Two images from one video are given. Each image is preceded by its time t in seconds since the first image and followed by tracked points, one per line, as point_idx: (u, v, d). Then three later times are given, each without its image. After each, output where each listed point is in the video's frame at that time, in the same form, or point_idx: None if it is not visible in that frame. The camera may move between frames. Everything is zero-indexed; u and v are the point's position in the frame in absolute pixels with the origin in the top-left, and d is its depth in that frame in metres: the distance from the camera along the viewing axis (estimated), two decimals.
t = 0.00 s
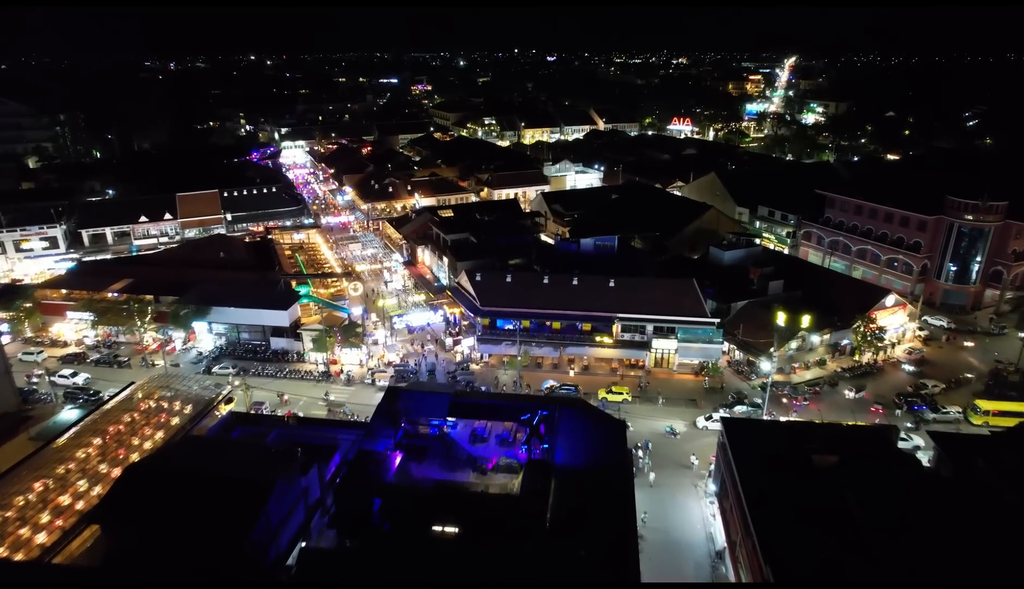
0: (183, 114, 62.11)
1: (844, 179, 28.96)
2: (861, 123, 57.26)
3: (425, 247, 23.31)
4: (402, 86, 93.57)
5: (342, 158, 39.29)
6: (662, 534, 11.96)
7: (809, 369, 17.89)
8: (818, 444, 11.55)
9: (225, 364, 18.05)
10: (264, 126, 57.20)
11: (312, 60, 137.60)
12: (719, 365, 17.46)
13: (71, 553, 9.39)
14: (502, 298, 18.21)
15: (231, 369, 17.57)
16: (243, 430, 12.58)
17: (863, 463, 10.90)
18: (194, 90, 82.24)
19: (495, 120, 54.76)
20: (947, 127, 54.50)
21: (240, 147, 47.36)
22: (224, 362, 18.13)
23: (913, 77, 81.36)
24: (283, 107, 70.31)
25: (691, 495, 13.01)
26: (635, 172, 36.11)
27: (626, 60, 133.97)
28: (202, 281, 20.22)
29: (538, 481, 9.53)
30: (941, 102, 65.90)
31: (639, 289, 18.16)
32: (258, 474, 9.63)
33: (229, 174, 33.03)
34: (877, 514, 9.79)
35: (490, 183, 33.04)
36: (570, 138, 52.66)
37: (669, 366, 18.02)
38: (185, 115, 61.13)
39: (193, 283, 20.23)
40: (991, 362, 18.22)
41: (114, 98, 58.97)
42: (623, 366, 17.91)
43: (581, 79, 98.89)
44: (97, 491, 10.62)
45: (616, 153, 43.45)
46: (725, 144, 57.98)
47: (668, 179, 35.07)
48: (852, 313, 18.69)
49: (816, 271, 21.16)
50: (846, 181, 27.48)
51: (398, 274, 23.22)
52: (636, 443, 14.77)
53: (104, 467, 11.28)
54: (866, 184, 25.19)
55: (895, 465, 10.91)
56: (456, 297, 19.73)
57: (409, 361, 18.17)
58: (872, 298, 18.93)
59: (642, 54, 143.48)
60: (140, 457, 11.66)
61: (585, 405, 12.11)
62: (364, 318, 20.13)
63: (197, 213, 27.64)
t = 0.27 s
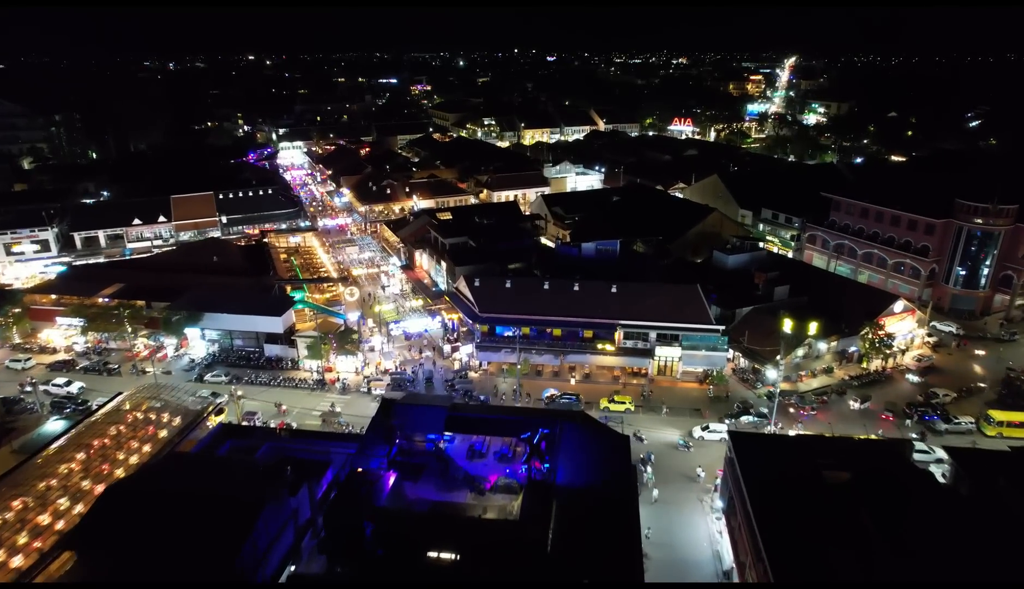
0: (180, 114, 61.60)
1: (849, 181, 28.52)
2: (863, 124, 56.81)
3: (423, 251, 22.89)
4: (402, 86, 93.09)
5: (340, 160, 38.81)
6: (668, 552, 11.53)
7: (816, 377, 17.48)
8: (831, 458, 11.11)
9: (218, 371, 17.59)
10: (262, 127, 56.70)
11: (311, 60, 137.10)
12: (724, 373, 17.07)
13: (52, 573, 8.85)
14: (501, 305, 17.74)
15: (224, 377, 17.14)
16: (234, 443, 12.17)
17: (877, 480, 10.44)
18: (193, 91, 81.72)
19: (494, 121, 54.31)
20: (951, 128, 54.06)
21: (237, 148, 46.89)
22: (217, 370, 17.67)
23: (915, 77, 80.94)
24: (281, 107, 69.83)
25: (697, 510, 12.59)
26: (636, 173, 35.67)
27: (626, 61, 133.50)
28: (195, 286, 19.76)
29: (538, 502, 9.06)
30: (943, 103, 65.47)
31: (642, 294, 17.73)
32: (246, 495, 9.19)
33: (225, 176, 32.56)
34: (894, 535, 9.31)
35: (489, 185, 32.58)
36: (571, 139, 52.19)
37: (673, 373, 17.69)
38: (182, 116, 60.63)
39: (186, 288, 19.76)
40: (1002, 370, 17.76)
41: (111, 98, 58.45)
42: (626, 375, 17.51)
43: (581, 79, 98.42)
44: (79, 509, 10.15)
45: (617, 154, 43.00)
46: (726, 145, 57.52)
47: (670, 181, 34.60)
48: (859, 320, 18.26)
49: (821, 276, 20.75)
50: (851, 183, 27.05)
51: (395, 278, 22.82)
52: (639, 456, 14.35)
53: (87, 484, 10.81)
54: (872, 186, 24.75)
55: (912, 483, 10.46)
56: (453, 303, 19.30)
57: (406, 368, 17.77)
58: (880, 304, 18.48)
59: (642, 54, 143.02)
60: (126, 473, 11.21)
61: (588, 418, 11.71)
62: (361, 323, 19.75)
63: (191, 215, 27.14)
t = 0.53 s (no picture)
0: (177, 114, 61.09)
1: (854, 183, 28.04)
2: (865, 124, 56.33)
3: (421, 255, 22.36)
4: (401, 86, 92.57)
5: (337, 161, 38.32)
6: (674, 575, 11.01)
7: (824, 387, 17.05)
8: (845, 476, 10.62)
9: (209, 380, 17.10)
10: (260, 127, 56.22)
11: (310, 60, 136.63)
12: (729, 382, 16.63)
13: None
14: (500, 311, 17.28)
15: (215, 386, 16.64)
16: (222, 459, 11.68)
17: (895, 501, 9.92)
18: (191, 91, 81.22)
19: (494, 122, 53.82)
20: (954, 129, 53.54)
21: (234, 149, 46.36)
22: (208, 379, 17.18)
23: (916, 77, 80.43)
24: (279, 108, 69.38)
25: (704, 529, 12.10)
26: (637, 175, 35.19)
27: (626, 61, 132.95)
28: (187, 292, 19.27)
29: (539, 529, 8.57)
30: (946, 103, 64.98)
31: (645, 301, 17.28)
32: (232, 519, 8.70)
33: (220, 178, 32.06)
34: (915, 561, 8.80)
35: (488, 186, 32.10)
36: (571, 140, 51.69)
37: (677, 383, 17.22)
38: (179, 116, 60.12)
39: (177, 294, 19.26)
40: (1015, 379, 17.33)
41: (107, 98, 57.93)
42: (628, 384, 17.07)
43: (581, 79, 97.94)
44: (56, 533, 9.66)
45: (618, 155, 42.53)
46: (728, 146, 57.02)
47: (672, 183, 34.12)
48: (868, 328, 17.80)
49: (828, 282, 20.33)
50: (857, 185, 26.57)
51: (393, 282, 22.36)
52: (641, 469, 13.94)
53: (66, 505, 10.31)
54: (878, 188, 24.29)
55: (932, 504, 9.97)
56: (452, 309, 18.85)
57: (403, 377, 17.34)
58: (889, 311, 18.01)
59: (642, 54, 142.51)
60: (108, 492, 10.74)
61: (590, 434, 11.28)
62: (356, 329, 19.28)
63: (185, 217, 26.62)
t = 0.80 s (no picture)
0: (175, 115, 60.57)
1: (861, 185, 27.51)
2: (869, 125, 55.80)
3: (418, 260, 21.61)
4: (401, 87, 92.05)
5: (335, 163, 37.82)
6: None
7: (834, 398, 16.56)
8: (861, 498, 10.08)
9: (199, 390, 16.54)
10: (257, 128, 55.72)
11: (310, 61, 136.32)
12: (736, 393, 16.16)
13: None
14: (500, 319, 16.80)
15: (206, 397, 16.11)
16: (209, 477, 11.16)
17: (914, 527, 9.39)
18: (189, 91, 80.73)
19: (494, 123, 53.32)
20: (959, 130, 52.95)
21: (231, 150, 45.86)
22: (198, 389, 16.61)
23: (919, 78, 79.82)
24: (277, 108, 68.85)
25: (712, 550, 11.56)
26: (639, 177, 34.68)
27: (626, 61, 132.46)
28: (178, 298, 18.70)
29: (539, 560, 8.06)
30: (949, 104, 64.38)
31: (649, 309, 16.79)
32: (213, 547, 8.19)
33: (215, 180, 31.54)
34: None
35: (488, 189, 31.59)
36: (572, 141, 51.17)
37: (683, 394, 16.76)
38: (177, 117, 59.65)
39: (168, 300, 18.69)
40: None
41: (104, 98, 57.38)
42: (632, 396, 16.60)
43: (582, 79, 97.45)
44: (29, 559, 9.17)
45: (619, 156, 42.03)
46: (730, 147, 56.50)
47: (674, 185, 33.60)
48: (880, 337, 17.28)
49: (836, 290, 19.84)
50: (864, 187, 26.04)
51: (389, 288, 21.88)
52: (644, 484, 13.54)
53: (42, 527, 9.84)
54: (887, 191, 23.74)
55: (955, 529, 9.42)
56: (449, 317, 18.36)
57: (399, 388, 16.82)
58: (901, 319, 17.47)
59: (643, 54, 141.88)
60: (86, 514, 10.20)
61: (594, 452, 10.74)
62: (351, 337, 18.78)
63: (178, 220, 26.04)
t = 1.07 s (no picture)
0: (178, 112, 60.20)
1: (873, 191, 26.84)
2: (878, 130, 55.03)
3: (419, 265, 21.13)
4: (406, 86, 91.60)
5: (337, 162, 37.33)
6: None
7: (846, 415, 16.07)
8: (881, 528, 9.49)
9: (190, 398, 15.98)
10: (260, 126, 55.27)
11: (315, 60, 136.12)
12: (745, 409, 15.66)
13: None
14: (502, 328, 16.29)
15: (197, 405, 15.57)
16: (195, 494, 10.64)
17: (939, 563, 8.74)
18: (194, 88, 80.42)
19: (498, 123, 52.76)
20: (970, 136, 52.14)
21: (233, 148, 45.39)
22: (189, 396, 16.06)
23: (929, 82, 78.92)
24: (281, 107, 68.43)
25: (720, 577, 11.01)
26: (644, 180, 34.09)
27: (632, 63, 131.75)
28: (170, 301, 18.16)
29: None
30: (960, 109, 63.50)
31: (655, 320, 16.26)
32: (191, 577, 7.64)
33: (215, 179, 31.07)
34: None
35: (491, 191, 31.05)
36: (577, 143, 50.56)
37: (690, 409, 16.30)
38: (180, 114, 59.28)
39: (160, 303, 18.15)
40: None
41: (106, 94, 57.03)
42: (638, 410, 16.14)
43: (588, 80, 96.82)
44: None
45: (625, 159, 41.43)
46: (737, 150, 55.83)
47: (680, 190, 33.00)
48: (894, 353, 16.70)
49: (849, 303, 19.28)
50: (876, 194, 25.39)
51: (389, 292, 21.36)
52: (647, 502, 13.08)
53: (14, 548, 9.30)
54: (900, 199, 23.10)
55: (984, 565, 8.75)
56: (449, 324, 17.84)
57: (396, 398, 16.27)
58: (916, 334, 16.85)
59: (649, 56, 141.09)
60: (62, 534, 9.65)
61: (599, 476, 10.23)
62: (348, 343, 18.23)
63: (175, 220, 25.53)
